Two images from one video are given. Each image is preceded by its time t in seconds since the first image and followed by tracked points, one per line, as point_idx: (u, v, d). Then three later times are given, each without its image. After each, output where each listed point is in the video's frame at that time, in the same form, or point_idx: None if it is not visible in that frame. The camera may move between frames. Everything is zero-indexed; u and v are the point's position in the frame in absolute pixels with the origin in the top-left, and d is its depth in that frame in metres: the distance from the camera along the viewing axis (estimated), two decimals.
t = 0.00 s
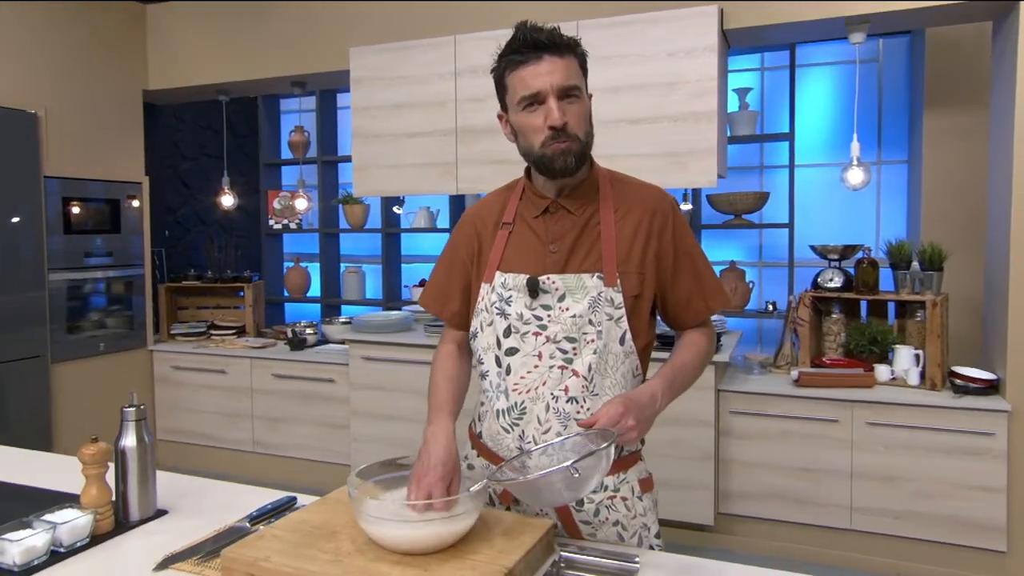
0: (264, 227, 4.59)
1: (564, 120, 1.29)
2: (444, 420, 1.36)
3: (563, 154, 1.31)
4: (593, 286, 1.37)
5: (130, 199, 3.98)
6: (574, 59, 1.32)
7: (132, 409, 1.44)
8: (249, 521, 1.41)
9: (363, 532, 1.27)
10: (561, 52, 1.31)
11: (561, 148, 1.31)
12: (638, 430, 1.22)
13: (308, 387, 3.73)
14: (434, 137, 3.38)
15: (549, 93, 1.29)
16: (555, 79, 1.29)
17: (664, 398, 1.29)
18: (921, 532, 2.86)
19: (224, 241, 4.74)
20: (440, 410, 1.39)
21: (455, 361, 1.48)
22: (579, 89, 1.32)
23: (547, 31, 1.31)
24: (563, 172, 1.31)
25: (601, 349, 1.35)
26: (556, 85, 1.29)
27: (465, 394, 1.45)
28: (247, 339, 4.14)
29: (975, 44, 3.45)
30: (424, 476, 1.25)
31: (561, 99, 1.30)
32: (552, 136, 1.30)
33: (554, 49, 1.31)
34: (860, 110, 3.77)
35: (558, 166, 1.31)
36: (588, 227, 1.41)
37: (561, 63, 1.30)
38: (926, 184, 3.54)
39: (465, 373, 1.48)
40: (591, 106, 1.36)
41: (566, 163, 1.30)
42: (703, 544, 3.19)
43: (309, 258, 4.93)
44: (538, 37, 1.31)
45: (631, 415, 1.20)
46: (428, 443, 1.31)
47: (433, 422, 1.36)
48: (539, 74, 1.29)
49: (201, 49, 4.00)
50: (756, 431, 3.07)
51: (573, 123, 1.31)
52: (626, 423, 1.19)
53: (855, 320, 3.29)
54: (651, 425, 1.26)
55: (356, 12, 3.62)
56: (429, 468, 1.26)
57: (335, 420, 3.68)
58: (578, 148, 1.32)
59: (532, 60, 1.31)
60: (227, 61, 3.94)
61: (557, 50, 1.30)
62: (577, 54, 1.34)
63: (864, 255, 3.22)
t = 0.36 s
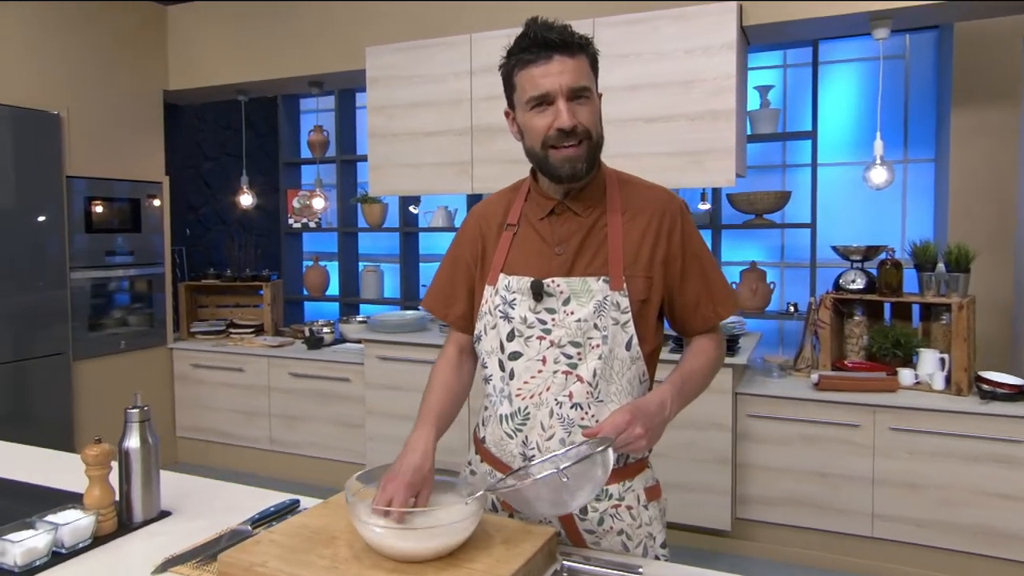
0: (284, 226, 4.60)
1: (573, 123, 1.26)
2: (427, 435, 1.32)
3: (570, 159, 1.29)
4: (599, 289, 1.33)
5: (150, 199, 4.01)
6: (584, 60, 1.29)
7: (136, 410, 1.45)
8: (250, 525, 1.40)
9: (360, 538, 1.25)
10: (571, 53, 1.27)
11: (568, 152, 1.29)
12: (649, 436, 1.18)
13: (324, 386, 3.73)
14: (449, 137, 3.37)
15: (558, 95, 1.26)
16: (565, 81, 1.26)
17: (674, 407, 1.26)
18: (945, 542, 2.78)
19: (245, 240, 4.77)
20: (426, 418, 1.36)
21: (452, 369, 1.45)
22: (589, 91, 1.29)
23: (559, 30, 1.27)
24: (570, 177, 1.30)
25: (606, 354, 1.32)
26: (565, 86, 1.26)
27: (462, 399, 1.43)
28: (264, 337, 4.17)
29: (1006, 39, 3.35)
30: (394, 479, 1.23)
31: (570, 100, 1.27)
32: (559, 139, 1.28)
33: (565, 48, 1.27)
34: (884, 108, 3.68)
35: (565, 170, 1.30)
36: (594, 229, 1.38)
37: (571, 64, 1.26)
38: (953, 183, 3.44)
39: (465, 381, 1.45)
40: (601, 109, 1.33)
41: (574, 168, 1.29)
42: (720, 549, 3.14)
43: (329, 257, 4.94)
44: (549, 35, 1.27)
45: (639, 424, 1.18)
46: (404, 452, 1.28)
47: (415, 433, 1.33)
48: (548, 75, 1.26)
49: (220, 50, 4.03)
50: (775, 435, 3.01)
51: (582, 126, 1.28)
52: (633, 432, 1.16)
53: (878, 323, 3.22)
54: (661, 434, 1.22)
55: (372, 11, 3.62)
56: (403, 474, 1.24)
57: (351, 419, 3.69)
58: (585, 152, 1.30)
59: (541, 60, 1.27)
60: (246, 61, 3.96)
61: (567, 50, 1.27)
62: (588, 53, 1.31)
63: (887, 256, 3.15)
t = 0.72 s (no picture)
0: (303, 225, 4.62)
1: (577, 125, 1.25)
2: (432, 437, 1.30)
3: (573, 160, 1.28)
4: (606, 290, 1.32)
5: (171, 198, 4.06)
6: (589, 59, 1.26)
7: (144, 409, 1.45)
8: (256, 525, 1.40)
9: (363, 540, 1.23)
10: (575, 53, 1.25)
11: (572, 153, 1.28)
12: (650, 439, 1.16)
13: (341, 385, 3.75)
14: (466, 135, 3.37)
15: (562, 96, 1.25)
16: (568, 82, 1.24)
17: (679, 410, 1.24)
18: (970, 550, 2.71)
19: (266, 239, 4.81)
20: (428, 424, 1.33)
21: (453, 372, 1.42)
22: (594, 91, 1.27)
23: (563, 29, 1.25)
24: (574, 177, 1.29)
25: (612, 355, 1.30)
26: (569, 87, 1.24)
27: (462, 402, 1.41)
28: (283, 336, 4.20)
29: None
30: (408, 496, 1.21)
31: (575, 101, 1.26)
32: (563, 140, 1.27)
33: (569, 49, 1.25)
34: (910, 105, 3.60)
35: (569, 170, 1.28)
36: (602, 228, 1.36)
37: (575, 65, 1.24)
38: (981, 181, 3.36)
39: (464, 383, 1.43)
40: (607, 108, 1.31)
41: (578, 168, 1.28)
42: (738, 552, 3.10)
43: (349, 256, 4.95)
44: (552, 36, 1.25)
45: (640, 425, 1.16)
46: (412, 460, 1.26)
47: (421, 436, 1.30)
48: (552, 75, 1.24)
49: (240, 50, 4.06)
50: (794, 439, 2.95)
51: (586, 126, 1.26)
52: (635, 434, 1.14)
53: (902, 325, 3.15)
54: (664, 436, 1.20)
55: (390, 11, 3.62)
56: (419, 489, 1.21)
57: (367, 418, 3.69)
58: (590, 152, 1.28)
59: (545, 61, 1.25)
60: (265, 60, 3.99)
61: (571, 51, 1.25)
62: (593, 52, 1.28)
63: (911, 256, 3.09)
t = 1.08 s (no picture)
0: (321, 224, 4.64)
1: (577, 109, 1.29)
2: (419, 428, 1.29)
3: (572, 145, 1.31)
4: (608, 283, 1.35)
5: (190, 197, 4.10)
6: (587, 50, 1.33)
7: (153, 406, 1.46)
8: (261, 522, 1.40)
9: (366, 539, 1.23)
10: (574, 42, 1.31)
11: (570, 139, 1.31)
12: (660, 430, 1.16)
13: (356, 383, 3.76)
14: (481, 134, 3.37)
15: (561, 81, 1.29)
16: (568, 67, 1.29)
17: (687, 399, 1.23)
18: (992, 555, 2.65)
19: (285, 237, 4.84)
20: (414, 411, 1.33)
21: (428, 351, 1.44)
22: (591, 80, 1.32)
23: (562, 21, 1.31)
24: (572, 164, 1.32)
25: (616, 348, 1.32)
26: (569, 73, 1.29)
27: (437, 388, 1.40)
28: (300, 334, 4.22)
29: None
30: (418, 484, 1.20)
31: (574, 87, 1.30)
32: (561, 126, 1.30)
33: (568, 39, 1.31)
34: (933, 102, 3.53)
35: (568, 157, 1.32)
36: (602, 223, 1.39)
37: (574, 53, 1.30)
38: (1007, 179, 3.28)
39: (440, 362, 1.44)
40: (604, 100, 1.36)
41: (576, 155, 1.31)
42: (754, 555, 3.06)
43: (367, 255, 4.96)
44: (552, 26, 1.31)
45: (651, 417, 1.15)
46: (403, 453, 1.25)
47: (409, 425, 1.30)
48: (552, 62, 1.30)
49: (258, 50, 4.09)
50: (812, 440, 2.91)
51: (584, 113, 1.30)
52: (647, 427, 1.14)
53: (924, 325, 3.10)
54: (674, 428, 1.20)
55: (406, 10, 3.63)
56: (426, 475, 1.21)
57: (382, 416, 3.70)
58: (588, 139, 1.32)
59: (545, 50, 1.31)
60: (282, 60, 4.01)
61: (570, 40, 1.31)
62: (591, 46, 1.34)
63: (933, 256, 3.04)
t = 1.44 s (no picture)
0: (338, 224, 4.67)
1: (577, 114, 1.29)
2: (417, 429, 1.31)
3: (573, 150, 1.32)
4: (612, 281, 1.36)
5: (208, 197, 4.14)
6: (586, 54, 1.32)
7: (165, 404, 1.48)
8: (270, 520, 1.41)
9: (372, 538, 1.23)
10: (573, 47, 1.31)
11: (571, 145, 1.31)
12: (676, 428, 1.16)
13: (372, 382, 3.78)
14: (495, 134, 3.38)
15: (561, 87, 1.29)
16: (568, 73, 1.29)
17: (694, 394, 1.24)
18: (1014, 561, 2.59)
19: (302, 238, 4.88)
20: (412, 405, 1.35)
21: (431, 351, 1.46)
22: (592, 85, 1.32)
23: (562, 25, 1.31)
24: (574, 170, 1.32)
25: (622, 346, 1.34)
26: (569, 78, 1.29)
27: (439, 382, 1.43)
28: (316, 333, 4.25)
29: None
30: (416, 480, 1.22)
31: (574, 92, 1.30)
32: (562, 132, 1.31)
33: (568, 43, 1.31)
34: (954, 99, 3.47)
35: (569, 164, 1.32)
36: (604, 224, 1.41)
37: (573, 58, 1.30)
38: None
39: (441, 362, 1.47)
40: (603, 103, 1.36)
41: (578, 161, 1.31)
42: (771, 558, 3.03)
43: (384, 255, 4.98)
44: (551, 31, 1.31)
45: (668, 418, 1.14)
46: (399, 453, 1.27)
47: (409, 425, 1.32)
48: (553, 67, 1.29)
49: (276, 51, 4.13)
50: (829, 442, 2.87)
51: (585, 118, 1.31)
52: (663, 426, 1.13)
53: (944, 326, 3.05)
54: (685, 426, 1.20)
55: (422, 11, 3.64)
56: (418, 472, 1.23)
57: (397, 415, 3.71)
58: (588, 144, 1.32)
59: (545, 55, 1.31)
60: (300, 61, 4.05)
61: (570, 45, 1.31)
62: (590, 49, 1.34)
63: (952, 256, 3.00)
